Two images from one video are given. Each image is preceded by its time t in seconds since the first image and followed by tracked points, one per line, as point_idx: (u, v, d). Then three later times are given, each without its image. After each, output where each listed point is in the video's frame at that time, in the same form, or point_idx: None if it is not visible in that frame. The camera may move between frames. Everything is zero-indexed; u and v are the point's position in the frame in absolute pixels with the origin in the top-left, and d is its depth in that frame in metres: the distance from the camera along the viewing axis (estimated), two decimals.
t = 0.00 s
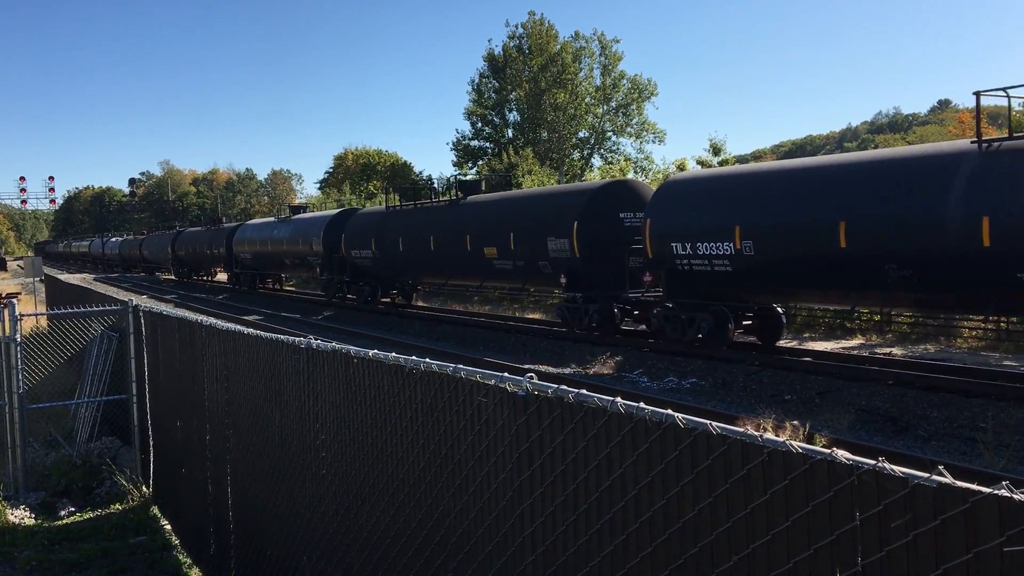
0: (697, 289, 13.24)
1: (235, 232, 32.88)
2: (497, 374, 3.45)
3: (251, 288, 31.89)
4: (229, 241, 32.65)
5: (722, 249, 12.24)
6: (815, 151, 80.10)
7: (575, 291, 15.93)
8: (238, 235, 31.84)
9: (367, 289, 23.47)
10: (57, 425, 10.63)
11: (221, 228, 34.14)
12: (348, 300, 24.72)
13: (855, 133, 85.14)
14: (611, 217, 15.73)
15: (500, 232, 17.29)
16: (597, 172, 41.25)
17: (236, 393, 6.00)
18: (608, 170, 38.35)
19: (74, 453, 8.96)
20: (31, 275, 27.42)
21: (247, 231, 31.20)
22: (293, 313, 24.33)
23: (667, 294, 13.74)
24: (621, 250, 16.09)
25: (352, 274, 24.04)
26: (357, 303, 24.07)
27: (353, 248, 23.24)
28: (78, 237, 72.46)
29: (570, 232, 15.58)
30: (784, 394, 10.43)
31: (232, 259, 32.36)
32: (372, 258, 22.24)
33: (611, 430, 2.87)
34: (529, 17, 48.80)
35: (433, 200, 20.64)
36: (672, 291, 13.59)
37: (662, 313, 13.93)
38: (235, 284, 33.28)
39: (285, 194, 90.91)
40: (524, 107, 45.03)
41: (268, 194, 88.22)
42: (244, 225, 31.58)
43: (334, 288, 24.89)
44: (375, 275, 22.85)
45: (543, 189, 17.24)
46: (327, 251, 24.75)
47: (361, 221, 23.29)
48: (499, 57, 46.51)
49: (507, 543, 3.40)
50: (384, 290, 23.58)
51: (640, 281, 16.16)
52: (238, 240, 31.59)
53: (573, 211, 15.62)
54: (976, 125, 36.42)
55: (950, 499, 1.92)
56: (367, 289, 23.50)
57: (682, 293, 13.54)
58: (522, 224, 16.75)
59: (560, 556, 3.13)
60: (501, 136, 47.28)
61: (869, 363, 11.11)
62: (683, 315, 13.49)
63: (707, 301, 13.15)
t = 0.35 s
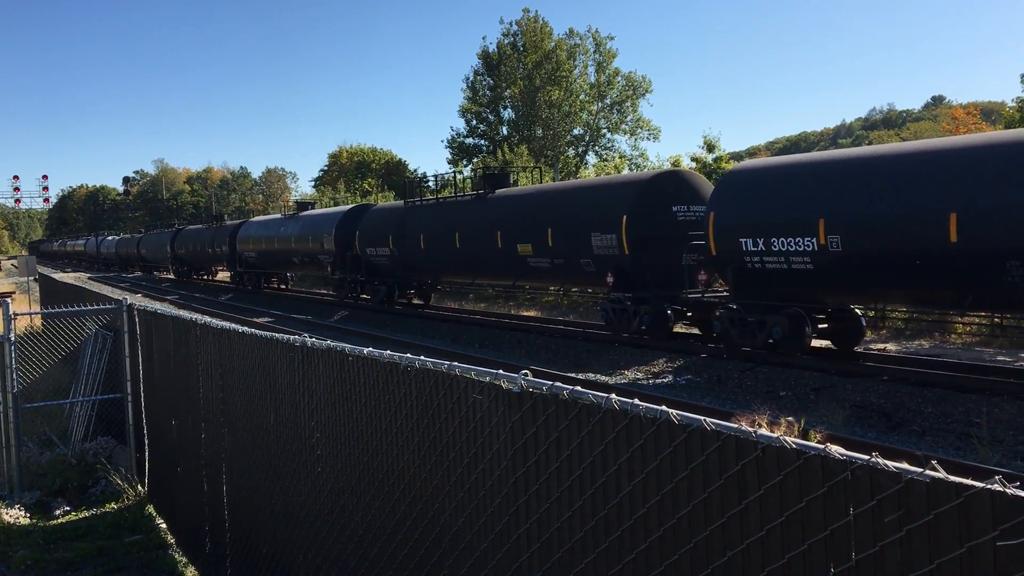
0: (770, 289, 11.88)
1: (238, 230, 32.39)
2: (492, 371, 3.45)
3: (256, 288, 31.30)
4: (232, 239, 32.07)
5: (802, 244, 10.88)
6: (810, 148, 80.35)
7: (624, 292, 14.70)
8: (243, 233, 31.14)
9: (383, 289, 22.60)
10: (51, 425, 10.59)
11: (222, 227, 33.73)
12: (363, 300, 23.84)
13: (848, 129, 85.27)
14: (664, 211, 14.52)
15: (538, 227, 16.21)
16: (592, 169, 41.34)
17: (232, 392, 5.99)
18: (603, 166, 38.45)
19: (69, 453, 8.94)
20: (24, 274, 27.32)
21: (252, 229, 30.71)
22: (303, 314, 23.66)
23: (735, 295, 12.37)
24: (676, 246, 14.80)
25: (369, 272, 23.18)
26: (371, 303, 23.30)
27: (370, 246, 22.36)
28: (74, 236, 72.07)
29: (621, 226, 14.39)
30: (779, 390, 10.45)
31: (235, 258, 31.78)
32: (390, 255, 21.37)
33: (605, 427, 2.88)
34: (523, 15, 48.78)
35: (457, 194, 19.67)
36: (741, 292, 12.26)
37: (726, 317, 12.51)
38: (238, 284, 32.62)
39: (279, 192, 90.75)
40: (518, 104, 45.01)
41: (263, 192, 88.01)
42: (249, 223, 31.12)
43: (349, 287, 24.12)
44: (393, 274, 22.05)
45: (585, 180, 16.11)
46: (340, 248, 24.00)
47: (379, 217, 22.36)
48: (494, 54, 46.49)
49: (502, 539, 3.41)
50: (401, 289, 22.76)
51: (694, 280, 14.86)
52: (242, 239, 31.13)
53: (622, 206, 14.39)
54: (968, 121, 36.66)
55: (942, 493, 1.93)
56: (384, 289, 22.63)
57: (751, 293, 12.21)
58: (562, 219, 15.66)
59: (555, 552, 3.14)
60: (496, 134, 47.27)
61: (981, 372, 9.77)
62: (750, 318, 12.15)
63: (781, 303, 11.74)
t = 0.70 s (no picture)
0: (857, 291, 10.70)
1: (240, 229, 31.25)
2: (485, 371, 3.47)
3: (261, 289, 30.24)
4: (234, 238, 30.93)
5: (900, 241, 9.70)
6: (802, 147, 80.59)
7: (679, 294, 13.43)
8: (245, 232, 29.99)
9: (400, 292, 21.41)
10: (43, 426, 10.54)
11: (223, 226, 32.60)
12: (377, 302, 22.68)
13: (840, 128, 85.63)
14: (726, 205, 12.99)
15: (578, 224, 14.88)
16: (586, 169, 41.36)
17: (225, 392, 5.98)
18: (596, 166, 38.52)
19: (62, 454, 8.91)
20: (16, 275, 27.16)
21: (255, 229, 29.52)
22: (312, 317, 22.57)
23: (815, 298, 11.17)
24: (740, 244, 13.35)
25: (385, 274, 21.98)
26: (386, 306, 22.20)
27: (386, 245, 21.22)
28: (66, 237, 71.54)
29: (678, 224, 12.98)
30: (772, 389, 10.50)
31: (238, 259, 30.59)
32: (408, 256, 20.22)
33: (598, 426, 2.90)
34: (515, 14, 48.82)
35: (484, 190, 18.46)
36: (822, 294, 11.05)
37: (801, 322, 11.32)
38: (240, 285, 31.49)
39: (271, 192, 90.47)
40: (511, 103, 45.01)
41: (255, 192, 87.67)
42: (251, 222, 29.98)
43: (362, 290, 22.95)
44: (411, 276, 20.89)
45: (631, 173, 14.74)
46: (353, 248, 22.82)
47: (396, 215, 21.17)
48: (486, 54, 46.51)
49: (496, 538, 3.42)
50: (419, 291, 21.59)
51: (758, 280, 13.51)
52: (245, 238, 30.04)
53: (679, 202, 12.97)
54: (960, 119, 36.83)
55: (933, 492, 1.96)
56: (400, 292, 21.45)
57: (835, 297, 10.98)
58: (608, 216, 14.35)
59: (548, 552, 3.16)
60: (489, 133, 47.28)
61: None
62: (833, 324, 10.88)
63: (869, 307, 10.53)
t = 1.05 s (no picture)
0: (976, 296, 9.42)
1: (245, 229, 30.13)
2: (479, 371, 3.47)
3: (267, 292, 29.13)
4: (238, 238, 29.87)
5: None
6: (795, 146, 80.84)
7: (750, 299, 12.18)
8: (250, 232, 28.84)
9: (422, 295, 20.23)
10: (36, 428, 10.50)
11: (226, 226, 31.48)
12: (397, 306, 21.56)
13: (833, 129, 85.90)
14: (808, 199, 11.50)
15: (633, 221, 13.54)
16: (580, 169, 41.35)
17: (218, 393, 5.98)
18: (590, 166, 38.54)
19: (55, 456, 8.88)
20: (8, 277, 26.99)
21: (261, 229, 28.32)
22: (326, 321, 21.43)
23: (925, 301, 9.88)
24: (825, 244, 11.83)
25: (407, 275, 20.76)
26: (406, 310, 21.02)
27: (408, 246, 20.04)
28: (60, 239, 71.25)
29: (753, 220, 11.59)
30: (766, 389, 10.53)
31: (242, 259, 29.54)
32: (433, 256, 19.02)
33: (592, 426, 2.91)
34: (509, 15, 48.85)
35: (519, 185, 17.19)
36: (934, 299, 9.75)
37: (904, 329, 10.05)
38: (245, 287, 30.47)
39: (266, 193, 90.36)
40: (504, 104, 45.06)
41: (250, 194, 87.53)
42: (256, 222, 28.81)
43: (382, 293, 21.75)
44: (434, 277, 19.71)
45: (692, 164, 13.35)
46: (370, 248, 21.63)
47: (418, 214, 19.96)
48: (480, 54, 46.53)
49: (490, 539, 3.43)
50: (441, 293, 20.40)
51: (842, 283, 12.09)
52: (249, 238, 28.88)
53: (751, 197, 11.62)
54: (952, 119, 36.98)
55: (926, 491, 1.97)
56: (422, 295, 20.24)
57: (948, 301, 9.72)
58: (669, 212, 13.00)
59: (542, 552, 3.17)
60: (482, 134, 47.36)
61: None
62: (944, 332, 9.57)
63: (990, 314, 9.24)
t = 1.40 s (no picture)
0: None
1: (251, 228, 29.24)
2: (474, 373, 3.48)
3: (275, 294, 28.20)
4: (243, 238, 28.93)
5: None
6: (790, 147, 81.07)
7: (837, 304, 11.06)
8: (256, 232, 27.91)
9: (447, 299, 19.21)
10: (30, 429, 10.48)
11: (230, 225, 30.59)
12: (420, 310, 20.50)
13: (827, 131, 86.19)
14: (903, 195, 10.40)
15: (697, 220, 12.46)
16: (575, 170, 41.39)
17: (212, 394, 5.98)
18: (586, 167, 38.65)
19: (49, 457, 8.86)
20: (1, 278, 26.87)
21: (268, 229, 27.34)
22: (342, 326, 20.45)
23: None
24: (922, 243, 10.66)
25: (430, 278, 19.69)
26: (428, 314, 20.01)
27: (431, 247, 18.95)
28: (55, 240, 70.98)
29: (844, 218, 10.51)
30: (761, 390, 10.56)
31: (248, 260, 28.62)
32: (460, 257, 17.94)
33: (587, 427, 2.92)
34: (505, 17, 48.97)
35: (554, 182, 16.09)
36: None
37: None
38: (250, 289, 29.50)
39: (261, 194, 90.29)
40: (500, 105, 45.18)
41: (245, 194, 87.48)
42: (264, 222, 27.83)
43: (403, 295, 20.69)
44: (460, 280, 18.68)
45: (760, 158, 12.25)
46: (388, 249, 20.60)
47: (442, 213, 18.85)
48: (475, 56, 46.63)
49: (485, 541, 3.44)
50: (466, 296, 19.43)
51: (940, 286, 10.90)
52: (256, 239, 27.90)
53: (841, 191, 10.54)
54: (946, 122, 37.16)
55: (919, 492, 1.99)
56: (448, 298, 19.23)
57: None
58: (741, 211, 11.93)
59: (537, 554, 3.18)
60: (478, 135, 47.51)
61: None
62: None
63: None
